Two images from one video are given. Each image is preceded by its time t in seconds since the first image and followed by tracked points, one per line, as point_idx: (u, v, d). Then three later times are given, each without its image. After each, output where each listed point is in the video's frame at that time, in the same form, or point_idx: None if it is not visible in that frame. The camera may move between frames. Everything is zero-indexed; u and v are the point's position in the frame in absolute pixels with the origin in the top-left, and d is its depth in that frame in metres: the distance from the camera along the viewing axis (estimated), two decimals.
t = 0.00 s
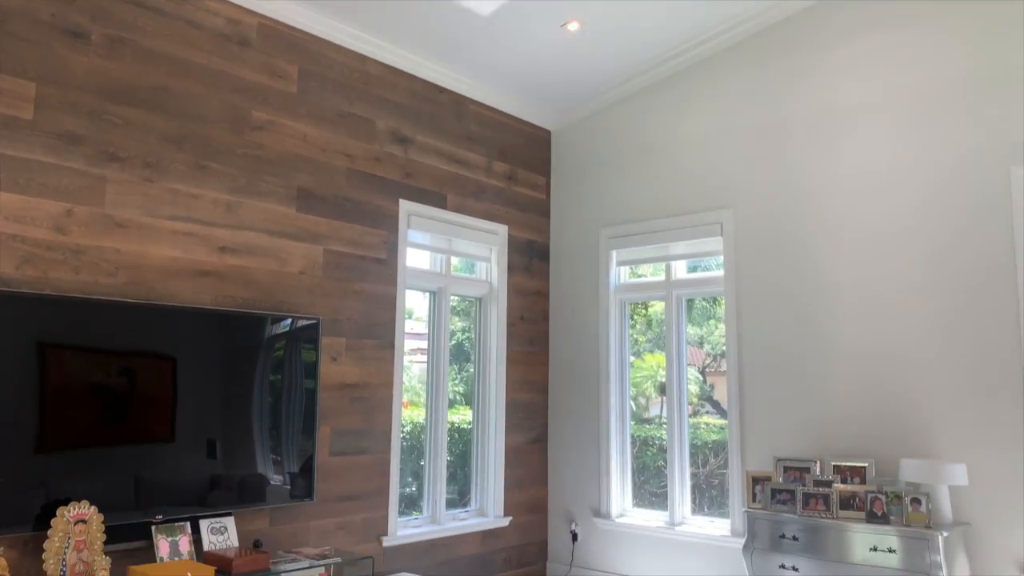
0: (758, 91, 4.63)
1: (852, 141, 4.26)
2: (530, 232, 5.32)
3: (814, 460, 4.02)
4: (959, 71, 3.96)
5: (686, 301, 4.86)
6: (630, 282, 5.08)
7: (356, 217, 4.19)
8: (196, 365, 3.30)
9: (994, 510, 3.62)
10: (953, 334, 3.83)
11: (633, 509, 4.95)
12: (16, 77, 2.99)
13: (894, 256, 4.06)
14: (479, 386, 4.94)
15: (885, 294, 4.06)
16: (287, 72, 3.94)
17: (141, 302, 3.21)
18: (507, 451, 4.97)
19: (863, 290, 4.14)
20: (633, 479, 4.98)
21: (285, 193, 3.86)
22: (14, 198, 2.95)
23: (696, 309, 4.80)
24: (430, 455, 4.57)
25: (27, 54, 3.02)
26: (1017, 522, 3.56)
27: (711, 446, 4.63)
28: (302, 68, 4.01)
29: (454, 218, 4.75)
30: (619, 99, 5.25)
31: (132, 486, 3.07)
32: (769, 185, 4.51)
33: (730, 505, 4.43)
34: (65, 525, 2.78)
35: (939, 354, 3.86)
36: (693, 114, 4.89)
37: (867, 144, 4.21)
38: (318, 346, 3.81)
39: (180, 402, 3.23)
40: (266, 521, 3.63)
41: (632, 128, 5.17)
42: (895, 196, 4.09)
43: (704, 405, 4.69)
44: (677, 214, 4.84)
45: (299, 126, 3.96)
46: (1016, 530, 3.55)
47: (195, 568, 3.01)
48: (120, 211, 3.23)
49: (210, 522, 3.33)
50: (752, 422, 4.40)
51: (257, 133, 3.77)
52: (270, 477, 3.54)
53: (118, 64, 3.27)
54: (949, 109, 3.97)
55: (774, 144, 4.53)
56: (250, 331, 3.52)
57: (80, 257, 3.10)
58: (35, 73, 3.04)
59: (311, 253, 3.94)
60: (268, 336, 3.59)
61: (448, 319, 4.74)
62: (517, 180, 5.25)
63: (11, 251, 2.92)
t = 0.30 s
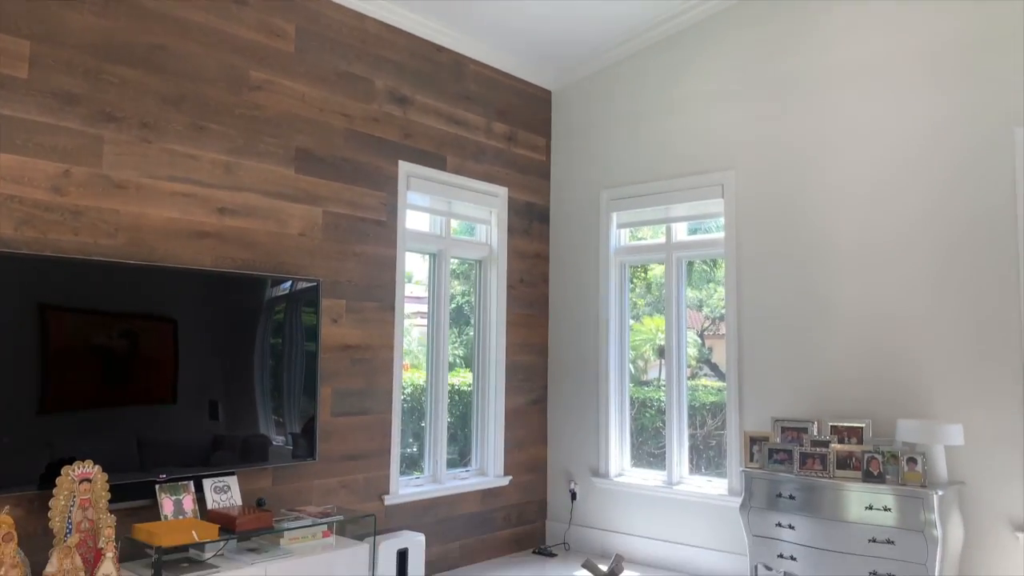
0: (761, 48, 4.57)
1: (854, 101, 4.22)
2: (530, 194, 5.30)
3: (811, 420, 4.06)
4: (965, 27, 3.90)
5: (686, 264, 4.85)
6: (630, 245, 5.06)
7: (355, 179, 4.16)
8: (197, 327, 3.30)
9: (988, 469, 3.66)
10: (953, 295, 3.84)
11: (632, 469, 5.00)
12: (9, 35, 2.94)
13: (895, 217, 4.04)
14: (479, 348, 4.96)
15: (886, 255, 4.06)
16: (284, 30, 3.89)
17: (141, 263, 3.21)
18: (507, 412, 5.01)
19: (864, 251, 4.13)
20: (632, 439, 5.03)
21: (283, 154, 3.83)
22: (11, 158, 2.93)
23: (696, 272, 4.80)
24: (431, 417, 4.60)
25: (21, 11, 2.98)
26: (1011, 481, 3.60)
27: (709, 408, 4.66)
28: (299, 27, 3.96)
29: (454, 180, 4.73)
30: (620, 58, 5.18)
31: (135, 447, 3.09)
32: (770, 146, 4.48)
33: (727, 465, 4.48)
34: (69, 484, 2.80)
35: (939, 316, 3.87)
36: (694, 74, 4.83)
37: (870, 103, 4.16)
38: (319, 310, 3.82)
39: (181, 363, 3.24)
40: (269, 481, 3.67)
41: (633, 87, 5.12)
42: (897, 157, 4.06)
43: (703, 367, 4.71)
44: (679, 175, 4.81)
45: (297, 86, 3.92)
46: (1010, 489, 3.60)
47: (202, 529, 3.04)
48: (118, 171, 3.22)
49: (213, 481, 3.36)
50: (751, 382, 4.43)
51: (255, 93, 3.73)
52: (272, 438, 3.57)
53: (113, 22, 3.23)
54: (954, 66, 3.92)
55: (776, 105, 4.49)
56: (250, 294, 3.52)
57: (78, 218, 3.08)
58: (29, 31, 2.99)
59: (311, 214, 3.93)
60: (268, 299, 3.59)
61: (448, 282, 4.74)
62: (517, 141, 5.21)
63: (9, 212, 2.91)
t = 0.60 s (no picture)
0: (765, 7, 4.50)
1: (859, 61, 4.17)
2: (530, 159, 5.26)
3: (810, 384, 4.09)
4: None
5: (686, 228, 4.84)
6: (631, 210, 5.04)
7: (354, 143, 4.13)
8: (196, 292, 3.30)
9: (983, 432, 3.69)
10: (954, 258, 3.83)
11: (631, 432, 5.04)
12: None
13: (898, 179, 4.02)
14: (479, 313, 4.96)
15: (888, 217, 4.05)
16: None
17: (138, 227, 3.19)
18: (507, 376, 5.03)
19: (866, 213, 4.12)
20: (631, 403, 5.06)
21: (281, 117, 3.80)
22: (8, 121, 2.91)
23: (696, 237, 4.79)
24: (431, 382, 4.63)
25: None
26: (1007, 444, 3.64)
27: (707, 372, 4.68)
28: None
29: (454, 144, 4.70)
30: (622, 20, 5.11)
31: (137, 411, 3.12)
32: (773, 108, 4.44)
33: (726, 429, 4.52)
34: (73, 447, 2.83)
35: (939, 278, 3.87)
36: (697, 34, 4.77)
37: (874, 63, 4.12)
38: (319, 275, 3.81)
39: (182, 327, 3.25)
40: (271, 444, 3.70)
41: (635, 49, 5.06)
42: (901, 118, 4.03)
43: (702, 333, 4.73)
44: (680, 138, 4.78)
45: (295, 48, 3.88)
46: (1005, 452, 3.63)
47: (205, 490, 3.07)
48: (115, 134, 3.19)
49: (216, 444, 3.39)
50: (749, 346, 4.46)
51: (252, 55, 3.69)
52: (274, 402, 3.59)
53: None
54: (960, 25, 3.87)
55: (780, 65, 4.43)
56: (250, 259, 3.52)
57: (76, 182, 3.07)
58: None
59: (309, 179, 3.91)
60: (268, 264, 3.59)
61: (448, 247, 4.73)
62: (517, 104, 5.17)
63: (7, 175, 2.89)
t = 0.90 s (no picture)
0: None
1: (864, 28, 4.11)
2: (530, 127, 5.23)
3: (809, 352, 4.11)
4: None
5: (687, 197, 4.82)
6: (632, 177, 5.02)
7: (353, 110, 4.10)
8: (196, 261, 3.30)
9: (981, 401, 3.71)
10: (956, 228, 3.82)
11: (630, 400, 5.06)
12: None
13: (900, 149, 4.00)
14: (480, 282, 4.96)
15: (891, 186, 4.02)
16: None
17: (137, 194, 3.18)
18: (508, 345, 5.05)
19: (869, 182, 4.09)
20: (630, 372, 5.08)
21: (280, 84, 3.77)
22: (4, 88, 2.89)
23: (697, 205, 4.77)
24: (431, 350, 4.64)
25: None
26: (1004, 411, 3.66)
27: (707, 341, 4.70)
28: None
29: (454, 112, 4.66)
30: None
31: (139, 379, 3.13)
32: (777, 75, 4.39)
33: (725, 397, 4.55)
34: (77, 414, 2.84)
35: (941, 248, 3.86)
36: None
37: (878, 30, 4.06)
38: (319, 245, 3.80)
39: (183, 295, 3.26)
40: (273, 411, 3.73)
41: (637, 14, 4.99)
42: (904, 86, 3.98)
43: (701, 303, 4.73)
44: (682, 106, 4.75)
45: (293, 14, 3.83)
46: (1003, 420, 3.66)
47: (208, 457, 3.09)
48: (113, 102, 3.17)
49: (218, 411, 3.41)
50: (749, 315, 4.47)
51: (250, 21, 3.64)
52: (276, 370, 3.61)
53: None
54: None
55: (784, 32, 4.38)
56: (249, 227, 3.51)
57: (74, 149, 3.05)
58: None
59: (309, 146, 3.89)
60: (268, 233, 3.58)
61: (448, 216, 4.72)
62: (517, 71, 5.12)
63: (5, 142, 2.88)
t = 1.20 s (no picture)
0: None
1: None
2: (531, 97, 5.19)
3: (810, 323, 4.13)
4: None
5: (690, 169, 4.80)
6: (636, 148, 4.99)
7: (353, 80, 4.07)
8: (196, 233, 3.29)
9: (980, 372, 3.73)
10: (959, 203, 3.80)
11: (631, 371, 5.08)
12: None
13: (903, 122, 3.97)
14: (481, 254, 4.96)
15: (892, 160, 4.00)
16: None
17: (136, 165, 3.17)
18: (509, 316, 5.06)
19: (870, 156, 4.08)
20: (631, 344, 5.09)
21: (280, 54, 3.74)
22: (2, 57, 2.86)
23: (700, 177, 4.75)
24: (432, 322, 4.66)
25: None
26: (1003, 383, 3.67)
27: (707, 313, 4.70)
28: None
29: (454, 82, 4.63)
30: None
31: (142, 350, 3.14)
32: (781, 46, 4.35)
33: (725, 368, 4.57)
34: (81, 384, 2.86)
35: (941, 222, 3.85)
36: None
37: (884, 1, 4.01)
38: (319, 218, 3.79)
39: (184, 268, 3.26)
40: (276, 382, 3.75)
41: None
42: (909, 59, 3.94)
43: (702, 276, 4.73)
44: (686, 76, 4.71)
45: None
46: (1002, 391, 3.67)
47: (212, 427, 3.12)
48: (111, 71, 3.14)
49: (221, 382, 3.43)
50: (750, 288, 4.47)
51: None
52: (277, 342, 3.62)
53: None
54: None
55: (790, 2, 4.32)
56: (249, 199, 3.49)
57: (73, 120, 3.03)
58: None
59: (309, 117, 3.87)
60: (268, 205, 3.57)
61: (449, 188, 4.70)
62: (519, 41, 5.07)
63: (4, 112, 2.86)
